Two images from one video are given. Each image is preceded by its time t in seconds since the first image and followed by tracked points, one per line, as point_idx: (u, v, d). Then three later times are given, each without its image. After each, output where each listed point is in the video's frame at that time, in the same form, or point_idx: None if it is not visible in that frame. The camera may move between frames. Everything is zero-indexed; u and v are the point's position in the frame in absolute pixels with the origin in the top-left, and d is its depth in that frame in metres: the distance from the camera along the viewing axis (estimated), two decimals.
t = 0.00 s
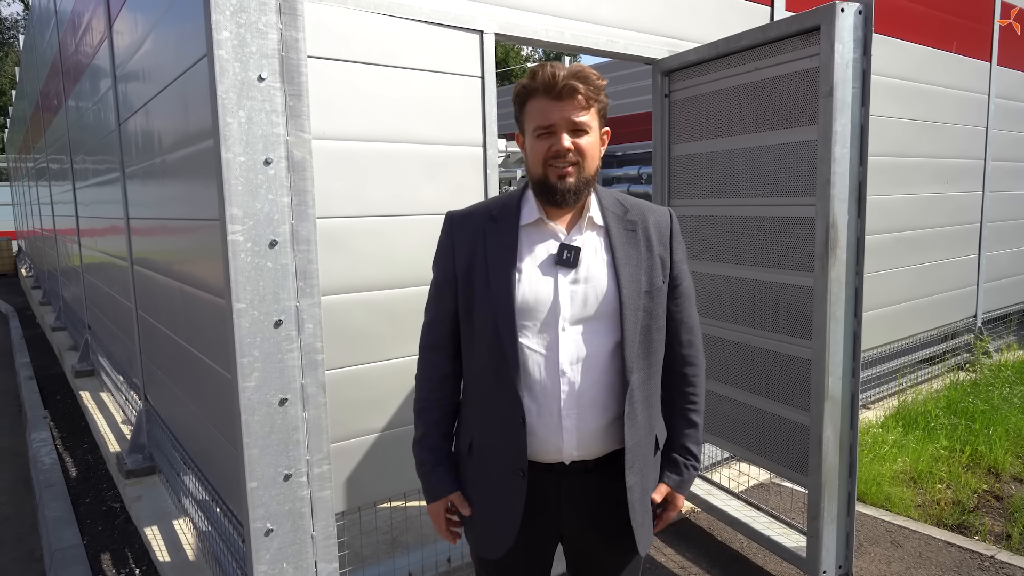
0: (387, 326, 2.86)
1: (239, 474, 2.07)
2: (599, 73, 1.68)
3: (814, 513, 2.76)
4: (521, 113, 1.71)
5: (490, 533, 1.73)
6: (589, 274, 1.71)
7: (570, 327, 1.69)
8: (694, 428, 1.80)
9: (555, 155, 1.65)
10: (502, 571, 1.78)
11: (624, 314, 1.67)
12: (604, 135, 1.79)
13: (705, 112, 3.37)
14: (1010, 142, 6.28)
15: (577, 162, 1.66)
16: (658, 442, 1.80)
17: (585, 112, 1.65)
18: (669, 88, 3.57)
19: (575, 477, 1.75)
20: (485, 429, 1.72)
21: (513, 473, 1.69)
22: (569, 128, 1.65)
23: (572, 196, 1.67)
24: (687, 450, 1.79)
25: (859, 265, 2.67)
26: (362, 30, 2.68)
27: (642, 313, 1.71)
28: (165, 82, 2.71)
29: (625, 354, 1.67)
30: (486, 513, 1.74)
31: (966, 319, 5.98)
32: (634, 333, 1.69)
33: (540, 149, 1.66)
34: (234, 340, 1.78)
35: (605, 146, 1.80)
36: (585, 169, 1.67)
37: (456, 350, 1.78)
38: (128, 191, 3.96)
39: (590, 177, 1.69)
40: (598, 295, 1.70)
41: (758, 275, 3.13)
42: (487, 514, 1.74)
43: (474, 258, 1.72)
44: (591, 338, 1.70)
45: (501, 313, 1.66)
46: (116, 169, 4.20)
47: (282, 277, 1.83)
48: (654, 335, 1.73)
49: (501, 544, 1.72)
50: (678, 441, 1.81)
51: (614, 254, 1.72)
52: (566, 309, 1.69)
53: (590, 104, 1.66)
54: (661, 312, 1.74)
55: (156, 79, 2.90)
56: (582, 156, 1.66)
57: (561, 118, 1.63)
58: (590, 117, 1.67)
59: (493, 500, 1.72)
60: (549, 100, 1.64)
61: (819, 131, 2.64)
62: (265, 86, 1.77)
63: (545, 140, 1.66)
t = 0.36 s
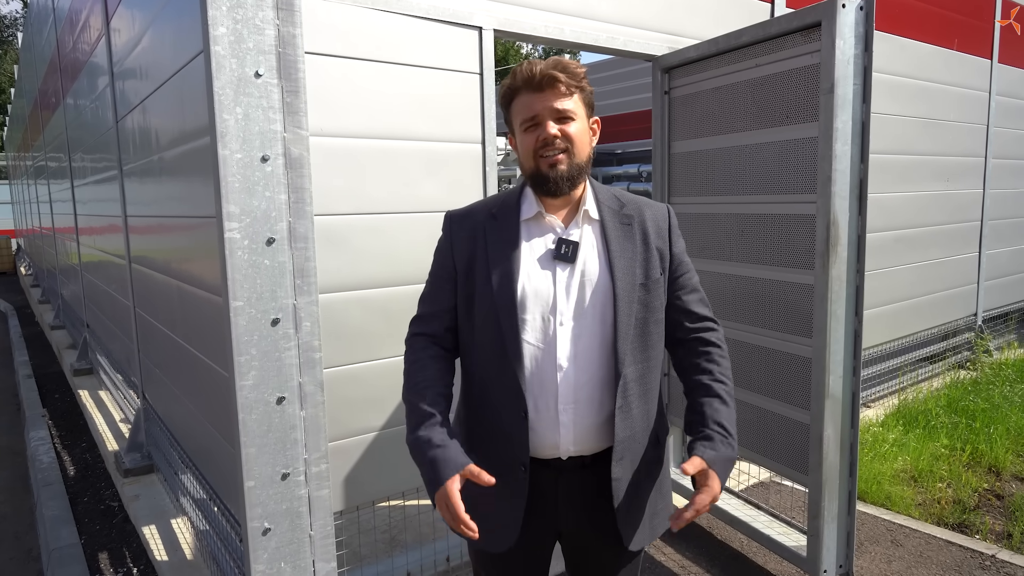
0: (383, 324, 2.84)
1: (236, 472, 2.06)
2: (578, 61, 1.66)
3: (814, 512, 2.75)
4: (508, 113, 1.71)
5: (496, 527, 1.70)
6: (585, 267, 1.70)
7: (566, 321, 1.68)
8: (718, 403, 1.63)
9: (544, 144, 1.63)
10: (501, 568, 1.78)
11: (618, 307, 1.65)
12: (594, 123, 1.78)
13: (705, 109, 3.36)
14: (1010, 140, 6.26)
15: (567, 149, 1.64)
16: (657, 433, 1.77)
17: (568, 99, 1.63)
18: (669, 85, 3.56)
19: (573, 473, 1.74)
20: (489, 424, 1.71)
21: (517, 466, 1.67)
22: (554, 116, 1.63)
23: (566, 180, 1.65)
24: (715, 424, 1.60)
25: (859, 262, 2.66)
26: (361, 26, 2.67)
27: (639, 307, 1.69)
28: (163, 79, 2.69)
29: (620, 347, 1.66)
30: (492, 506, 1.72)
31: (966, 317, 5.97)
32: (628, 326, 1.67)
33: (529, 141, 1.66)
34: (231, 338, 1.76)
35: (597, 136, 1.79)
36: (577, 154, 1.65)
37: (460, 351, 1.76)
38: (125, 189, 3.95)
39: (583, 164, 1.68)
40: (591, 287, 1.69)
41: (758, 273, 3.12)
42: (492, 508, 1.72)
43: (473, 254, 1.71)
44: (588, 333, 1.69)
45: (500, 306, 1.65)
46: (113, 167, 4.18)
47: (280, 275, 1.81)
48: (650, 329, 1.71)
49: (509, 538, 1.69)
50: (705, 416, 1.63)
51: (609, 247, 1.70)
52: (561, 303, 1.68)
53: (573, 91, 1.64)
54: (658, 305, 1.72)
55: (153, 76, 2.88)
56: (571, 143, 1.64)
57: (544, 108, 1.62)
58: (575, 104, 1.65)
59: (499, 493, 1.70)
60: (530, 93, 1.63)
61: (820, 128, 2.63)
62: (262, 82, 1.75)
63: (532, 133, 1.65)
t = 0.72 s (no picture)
0: (381, 326, 2.83)
1: (233, 475, 2.04)
2: (601, 73, 1.65)
3: (814, 515, 2.74)
4: (521, 111, 1.69)
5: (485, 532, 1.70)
6: (585, 270, 1.69)
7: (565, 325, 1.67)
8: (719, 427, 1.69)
9: (554, 154, 1.62)
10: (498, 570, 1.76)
11: (618, 312, 1.64)
12: (604, 133, 1.77)
13: (705, 110, 3.35)
14: (1010, 141, 6.25)
15: (575, 163, 1.63)
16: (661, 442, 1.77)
17: (586, 112, 1.62)
18: (669, 85, 3.55)
19: (572, 476, 1.73)
20: (486, 427, 1.69)
21: (508, 473, 1.66)
22: (569, 127, 1.62)
23: (568, 196, 1.64)
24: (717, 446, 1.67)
25: (860, 264, 2.65)
26: (359, 27, 2.66)
27: (638, 312, 1.68)
28: (161, 79, 2.68)
29: (619, 353, 1.64)
30: (483, 511, 1.72)
31: (966, 318, 5.96)
32: (628, 332, 1.66)
33: (538, 146, 1.64)
34: (228, 340, 1.75)
35: (605, 145, 1.78)
36: (583, 170, 1.65)
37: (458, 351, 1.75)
38: (123, 190, 3.94)
39: (588, 178, 1.67)
40: (591, 291, 1.68)
41: (759, 274, 3.11)
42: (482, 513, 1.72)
43: (471, 255, 1.70)
44: (587, 338, 1.68)
45: (499, 310, 1.64)
46: (112, 168, 4.17)
47: (277, 276, 1.80)
48: (651, 334, 1.70)
49: (494, 545, 1.68)
50: (704, 445, 1.69)
51: (610, 251, 1.69)
52: (560, 306, 1.67)
53: (591, 103, 1.63)
54: (659, 310, 1.71)
55: (151, 77, 2.88)
56: (580, 157, 1.63)
57: (561, 117, 1.60)
58: (590, 117, 1.64)
59: (489, 500, 1.70)
60: (548, 98, 1.61)
61: (820, 128, 2.61)
62: (259, 82, 1.74)
63: (544, 139, 1.63)
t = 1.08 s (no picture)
0: (379, 328, 2.82)
1: (230, 478, 2.03)
2: (593, 68, 1.64)
3: (814, 518, 2.72)
4: (514, 114, 1.69)
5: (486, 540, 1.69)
6: (584, 275, 1.68)
7: (564, 332, 1.65)
8: (695, 439, 1.73)
9: (550, 155, 1.61)
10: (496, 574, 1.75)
11: (619, 317, 1.64)
12: (601, 130, 1.76)
13: (704, 112, 3.34)
14: (1010, 142, 6.25)
15: (573, 162, 1.62)
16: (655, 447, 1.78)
17: (579, 109, 1.62)
18: (668, 88, 3.54)
19: (571, 482, 1.72)
20: (482, 431, 1.68)
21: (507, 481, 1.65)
22: (563, 126, 1.61)
23: (570, 195, 1.63)
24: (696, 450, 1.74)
25: (860, 267, 2.64)
26: (357, 29, 2.65)
27: (639, 318, 1.67)
28: (159, 81, 2.68)
29: (620, 360, 1.63)
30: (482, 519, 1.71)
31: (966, 320, 5.95)
32: (628, 338, 1.65)
33: (534, 148, 1.63)
34: (225, 342, 1.74)
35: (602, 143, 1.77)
36: (583, 167, 1.64)
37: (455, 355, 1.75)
38: (121, 191, 3.94)
39: (588, 176, 1.66)
40: (590, 296, 1.67)
41: (758, 276, 3.10)
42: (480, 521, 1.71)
43: (469, 259, 1.69)
44: (587, 344, 1.67)
45: (497, 316, 1.63)
46: (110, 169, 4.17)
47: (275, 279, 1.79)
48: (651, 339, 1.69)
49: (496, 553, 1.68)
50: (682, 451, 1.75)
51: (609, 256, 1.68)
52: (559, 312, 1.65)
53: (584, 100, 1.62)
54: (659, 316, 1.70)
55: (149, 78, 2.87)
56: (577, 155, 1.63)
57: (555, 116, 1.60)
58: (584, 114, 1.64)
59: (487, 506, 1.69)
60: (542, 98, 1.61)
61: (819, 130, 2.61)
62: (257, 84, 1.74)
63: (539, 140, 1.63)
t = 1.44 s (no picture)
0: (376, 329, 2.81)
1: (226, 479, 2.02)
2: (590, 68, 1.65)
3: (813, 518, 2.72)
4: (509, 105, 1.68)
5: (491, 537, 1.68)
6: (574, 267, 1.68)
7: (555, 326, 1.65)
8: (699, 438, 1.70)
9: (544, 146, 1.61)
10: None
11: (610, 308, 1.63)
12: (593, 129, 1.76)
13: (702, 111, 3.34)
14: (1009, 142, 6.24)
15: (565, 155, 1.62)
16: (652, 443, 1.77)
17: (574, 105, 1.62)
18: (666, 87, 3.54)
19: (565, 484, 1.72)
20: (476, 429, 1.68)
21: (508, 477, 1.65)
22: (559, 118, 1.61)
23: (561, 186, 1.62)
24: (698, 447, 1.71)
25: (857, 265, 2.63)
26: (354, 28, 2.65)
27: (630, 309, 1.66)
28: (156, 81, 2.67)
29: (613, 351, 1.63)
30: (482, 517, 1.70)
31: (966, 320, 5.94)
32: (620, 329, 1.64)
33: (528, 138, 1.63)
34: (221, 343, 1.73)
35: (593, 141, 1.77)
36: (574, 161, 1.63)
37: (447, 355, 1.73)
38: (118, 191, 3.93)
39: (579, 171, 1.66)
40: (580, 288, 1.67)
41: (755, 275, 3.09)
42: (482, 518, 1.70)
43: (460, 254, 1.68)
44: (578, 338, 1.66)
45: (488, 311, 1.62)
46: (107, 169, 4.16)
47: (271, 279, 1.78)
48: (643, 331, 1.68)
49: (503, 549, 1.67)
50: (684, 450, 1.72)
51: (599, 247, 1.67)
52: (550, 306, 1.65)
53: (580, 96, 1.62)
54: (651, 307, 1.69)
55: (146, 78, 2.86)
56: (570, 149, 1.62)
57: (551, 108, 1.60)
58: (579, 109, 1.63)
59: (481, 508, 1.69)
60: (539, 89, 1.60)
61: (818, 129, 2.59)
62: (252, 83, 1.72)
63: (534, 130, 1.62)
